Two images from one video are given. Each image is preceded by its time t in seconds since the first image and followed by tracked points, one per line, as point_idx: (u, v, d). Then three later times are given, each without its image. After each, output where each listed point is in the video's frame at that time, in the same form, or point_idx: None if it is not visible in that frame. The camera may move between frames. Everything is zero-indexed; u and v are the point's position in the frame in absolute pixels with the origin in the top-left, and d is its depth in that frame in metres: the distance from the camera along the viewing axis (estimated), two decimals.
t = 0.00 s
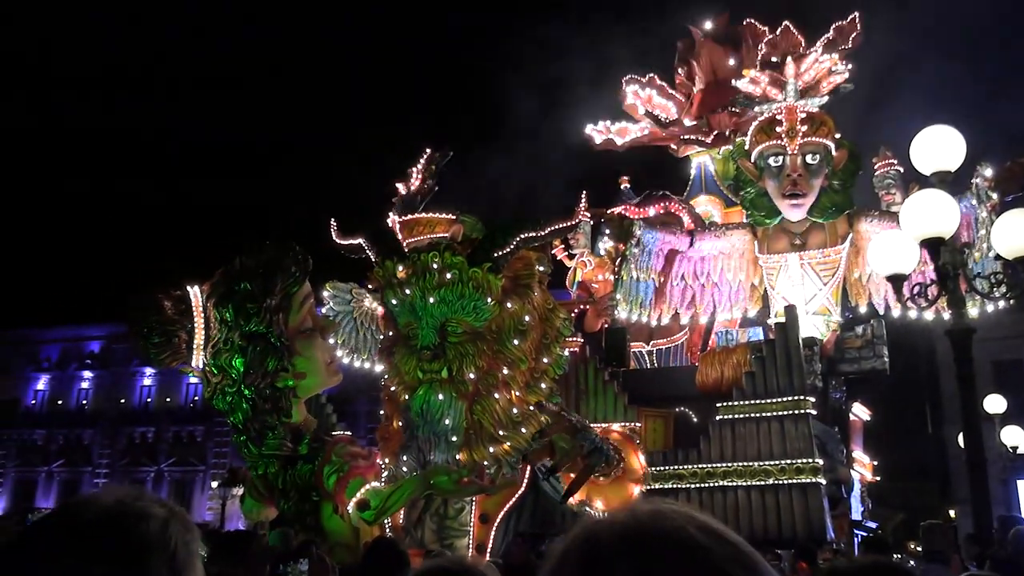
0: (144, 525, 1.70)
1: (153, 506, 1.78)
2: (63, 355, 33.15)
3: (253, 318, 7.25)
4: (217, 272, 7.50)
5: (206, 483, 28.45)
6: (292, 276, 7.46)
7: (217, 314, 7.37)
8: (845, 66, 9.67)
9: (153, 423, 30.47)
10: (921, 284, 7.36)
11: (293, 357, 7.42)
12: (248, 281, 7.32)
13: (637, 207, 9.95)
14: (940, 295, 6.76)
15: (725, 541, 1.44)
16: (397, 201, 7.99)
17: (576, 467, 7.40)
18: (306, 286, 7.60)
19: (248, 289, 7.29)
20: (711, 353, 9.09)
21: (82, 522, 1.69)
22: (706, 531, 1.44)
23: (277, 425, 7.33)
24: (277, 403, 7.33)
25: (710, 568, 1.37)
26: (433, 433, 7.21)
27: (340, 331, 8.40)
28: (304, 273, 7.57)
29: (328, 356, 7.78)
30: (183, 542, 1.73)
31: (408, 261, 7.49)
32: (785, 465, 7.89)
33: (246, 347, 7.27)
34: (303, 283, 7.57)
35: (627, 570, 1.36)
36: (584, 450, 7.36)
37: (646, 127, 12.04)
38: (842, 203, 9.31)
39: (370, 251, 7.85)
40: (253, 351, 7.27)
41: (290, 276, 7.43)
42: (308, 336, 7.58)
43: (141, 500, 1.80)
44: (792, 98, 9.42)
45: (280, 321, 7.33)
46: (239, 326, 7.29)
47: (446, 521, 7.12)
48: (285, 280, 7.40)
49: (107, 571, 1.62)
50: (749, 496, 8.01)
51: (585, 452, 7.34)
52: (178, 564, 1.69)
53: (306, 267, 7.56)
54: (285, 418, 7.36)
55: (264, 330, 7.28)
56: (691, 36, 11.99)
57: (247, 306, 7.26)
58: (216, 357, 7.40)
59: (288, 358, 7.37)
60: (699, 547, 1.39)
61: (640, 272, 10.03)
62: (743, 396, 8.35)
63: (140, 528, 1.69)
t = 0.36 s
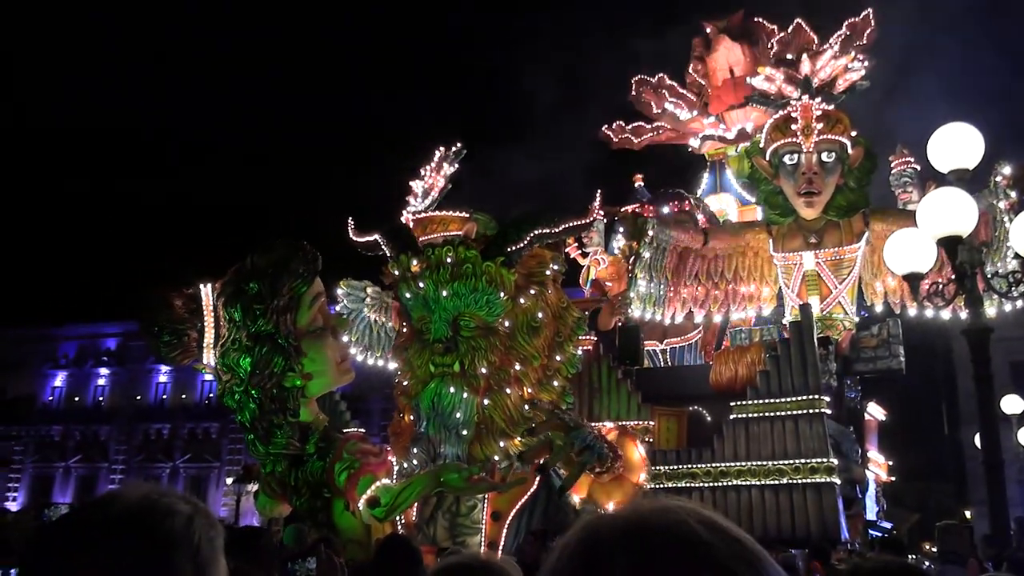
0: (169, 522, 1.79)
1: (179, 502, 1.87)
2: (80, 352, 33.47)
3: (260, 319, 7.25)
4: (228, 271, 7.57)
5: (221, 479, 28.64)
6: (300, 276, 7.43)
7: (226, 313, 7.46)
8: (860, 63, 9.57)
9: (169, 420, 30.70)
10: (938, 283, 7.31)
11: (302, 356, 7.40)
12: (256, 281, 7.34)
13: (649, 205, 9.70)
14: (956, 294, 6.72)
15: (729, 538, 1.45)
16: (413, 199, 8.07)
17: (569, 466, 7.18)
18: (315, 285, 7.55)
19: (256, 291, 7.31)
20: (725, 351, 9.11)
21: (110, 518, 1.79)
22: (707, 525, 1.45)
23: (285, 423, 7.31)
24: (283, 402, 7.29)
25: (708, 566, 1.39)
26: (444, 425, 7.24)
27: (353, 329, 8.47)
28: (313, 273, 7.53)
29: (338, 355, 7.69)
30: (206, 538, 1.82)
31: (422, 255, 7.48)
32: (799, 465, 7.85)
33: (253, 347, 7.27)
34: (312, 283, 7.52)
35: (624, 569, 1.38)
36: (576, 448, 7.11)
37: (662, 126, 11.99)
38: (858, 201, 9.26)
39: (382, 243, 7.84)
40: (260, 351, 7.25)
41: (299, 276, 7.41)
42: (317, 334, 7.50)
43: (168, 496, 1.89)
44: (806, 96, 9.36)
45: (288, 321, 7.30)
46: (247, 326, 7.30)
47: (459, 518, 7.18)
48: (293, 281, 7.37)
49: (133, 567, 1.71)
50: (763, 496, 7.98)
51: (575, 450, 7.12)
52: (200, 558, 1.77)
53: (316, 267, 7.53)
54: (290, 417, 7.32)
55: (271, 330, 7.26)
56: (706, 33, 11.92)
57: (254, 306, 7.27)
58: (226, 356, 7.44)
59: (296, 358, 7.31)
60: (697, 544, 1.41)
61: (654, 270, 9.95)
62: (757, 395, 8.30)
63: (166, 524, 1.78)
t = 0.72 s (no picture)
0: (174, 519, 1.83)
1: (183, 499, 1.91)
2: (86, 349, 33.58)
3: (255, 320, 7.25)
4: (228, 269, 7.54)
5: (226, 476, 28.70)
6: (297, 276, 7.34)
7: (224, 312, 7.46)
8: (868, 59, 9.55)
9: (175, 416, 30.78)
10: (944, 279, 7.27)
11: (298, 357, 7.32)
12: (251, 282, 7.31)
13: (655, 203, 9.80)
14: (963, 290, 6.70)
15: (728, 532, 1.48)
16: (416, 198, 8.01)
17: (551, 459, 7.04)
18: (315, 284, 7.43)
19: (252, 291, 7.29)
20: (730, 348, 9.10)
21: (115, 516, 1.82)
22: (707, 520, 1.49)
23: (284, 419, 7.37)
24: (279, 401, 7.32)
25: (706, 562, 1.42)
26: (445, 417, 7.29)
27: (358, 326, 8.50)
28: (310, 273, 7.41)
29: (338, 354, 7.59)
30: (211, 535, 1.85)
31: (430, 250, 7.44)
32: (805, 461, 7.82)
33: (249, 348, 7.29)
34: (309, 282, 7.38)
35: (620, 570, 1.42)
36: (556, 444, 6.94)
37: (670, 122, 12.00)
38: (862, 197, 9.22)
39: (388, 239, 7.90)
40: (256, 352, 7.27)
41: (293, 277, 7.31)
42: (314, 334, 7.40)
43: (172, 493, 1.94)
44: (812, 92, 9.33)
45: (283, 322, 7.25)
46: (243, 327, 7.31)
47: (462, 514, 7.21)
48: (287, 282, 7.28)
49: (139, 567, 1.74)
50: (768, 492, 7.97)
51: (556, 447, 6.96)
52: (204, 556, 1.80)
53: (313, 267, 7.42)
54: (285, 417, 7.37)
55: (267, 332, 7.26)
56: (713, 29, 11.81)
57: (249, 307, 7.27)
58: (224, 355, 7.49)
59: (291, 358, 7.29)
60: (698, 538, 1.44)
61: (659, 267, 9.93)
62: (762, 392, 8.27)
63: (169, 521, 1.82)
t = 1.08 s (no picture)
0: (172, 516, 1.81)
1: (184, 496, 1.89)
2: (101, 351, 33.78)
3: (257, 324, 7.28)
4: (234, 272, 7.56)
5: (241, 476, 28.83)
6: (299, 281, 7.32)
7: (228, 317, 7.49)
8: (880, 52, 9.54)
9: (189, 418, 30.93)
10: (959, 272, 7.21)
11: (301, 360, 7.30)
12: (253, 287, 7.33)
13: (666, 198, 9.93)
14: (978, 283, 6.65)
15: (736, 529, 1.48)
16: (427, 198, 7.91)
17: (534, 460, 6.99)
18: (318, 288, 7.41)
19: (254, 296, 7.30)
20: (744, 345, 9.05)
21: (115, 512, 1.80)
22: (714, 517, 1.49)
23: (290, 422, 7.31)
24: (280, 404, 7.29)
25: (714, 561, 1.41)
26: (455, 413, 7.25)
27: (370, 326, 8.50)
28: (312, 276, 7.40)
29: (344, 356, 7.53)
30: (210, 532, 1.84)
31: (440, 245, 7.48)
32: (820, 458, 7.76)
33: (251, 352, 7.30)
34: (311, 286, 7.36)
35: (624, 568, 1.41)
36: (542, 443, 6.88)
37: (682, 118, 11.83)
38: (877, 191, 9.12)
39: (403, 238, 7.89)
40: (258, 356, 7.28)
41: (295, 280, 7.30)
42: (319, 338, 7.37)
43: (173, 490, 1.91)
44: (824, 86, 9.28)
45: (285, 326, 7.24)
46: (245, 331, 7.33)
47: (474, 514, 7.17)
48: (289, 285, 7.28)
49: (139, 566, 1.72)
50: (782, 489, 7.95)
51: (541, 447, 6.91)
52: (204, 557, 1.78)
53: (315, 271, 7.40)
54: (289, 420, 7.31)
55: (269, 336, 7.27)
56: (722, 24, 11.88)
57: (251, 312, 7.29)
58: (228, 359, 7.51)
59: (294, 362, 7.27)
60: (707, 536, 1.44)
61: (671, 264, 9.96)
62: (777, 388, 8.25)
63: (170, 517, 1.80)
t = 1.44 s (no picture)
0: (167, 519, 1.88)
1: (181, 499, 1.96)
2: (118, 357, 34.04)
3: (259, 332, 7.28)
4: (239, 280, 7.60)
5: (258, 480, 28.96)
6: (299, 288, 7.27)
7: (233, 325, 7.53)
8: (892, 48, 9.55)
9: (206, 422, 31.09)
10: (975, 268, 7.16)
11: (302, 367, 7.23)
12: (255, 295, 7.34)
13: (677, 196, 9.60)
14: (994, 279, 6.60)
15: (745, 527, 1.47)
16: (439, 199, 8.00)
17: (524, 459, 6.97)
18: (320, 294, 7.34)
19: (255, 304, 7.33)
20: (758, 344, 9.01)
21: (112, 514, 1.87)
22: (722, 515, 1.48)
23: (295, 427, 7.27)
24: (283, 411, 7.25)
25: (724, 559, 1.41)
26: (463, 411, 7.23)
27: (383, 329, 8.56)
28: (313, 283, 7.33)
29: (348, 360, 7.45)
30: (206, 533, 1.90)
31: (451, 245, 7.49)
32: (836, 456, 7.73)
33: (253, 359, 7.30)
34: (313, 292, 7.30)
35: (632, 569, 1.40)
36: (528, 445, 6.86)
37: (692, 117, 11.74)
38: (891, 187, 9.08)
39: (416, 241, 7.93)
40: (260, 363, 7.27)
41: (295, 288, 7.25)
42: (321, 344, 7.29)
43: (169, 493, 1.98)
44: (835, 83, 9.25)
45: (285, 334, 7.20)
46: (247, 339, 7.34)
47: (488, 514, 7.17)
48: (289, 293, 7.25)
49: (135, 566, 1.78)
50: (798, 488, 7.91)
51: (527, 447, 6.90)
52: (198, 560, 1.84)
53: (315, 277, 7.34)
54: (292, 426, 7.27)
55: (270, 343, 7.24)
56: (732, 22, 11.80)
57: (252, 320, 7.32)
58: (233, 366, 7.53)
59: (295, 370, 7.21)
60: (715, 535, 1.43)
61: (682, 262, 9.85)
62: (791, 386, 8.21)
63: (165, 520, 1.86)
